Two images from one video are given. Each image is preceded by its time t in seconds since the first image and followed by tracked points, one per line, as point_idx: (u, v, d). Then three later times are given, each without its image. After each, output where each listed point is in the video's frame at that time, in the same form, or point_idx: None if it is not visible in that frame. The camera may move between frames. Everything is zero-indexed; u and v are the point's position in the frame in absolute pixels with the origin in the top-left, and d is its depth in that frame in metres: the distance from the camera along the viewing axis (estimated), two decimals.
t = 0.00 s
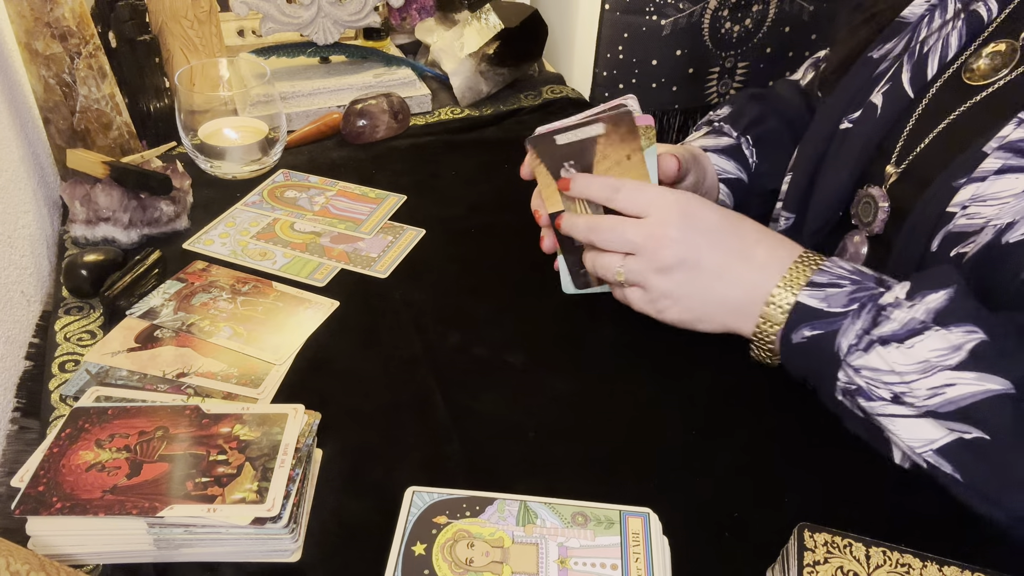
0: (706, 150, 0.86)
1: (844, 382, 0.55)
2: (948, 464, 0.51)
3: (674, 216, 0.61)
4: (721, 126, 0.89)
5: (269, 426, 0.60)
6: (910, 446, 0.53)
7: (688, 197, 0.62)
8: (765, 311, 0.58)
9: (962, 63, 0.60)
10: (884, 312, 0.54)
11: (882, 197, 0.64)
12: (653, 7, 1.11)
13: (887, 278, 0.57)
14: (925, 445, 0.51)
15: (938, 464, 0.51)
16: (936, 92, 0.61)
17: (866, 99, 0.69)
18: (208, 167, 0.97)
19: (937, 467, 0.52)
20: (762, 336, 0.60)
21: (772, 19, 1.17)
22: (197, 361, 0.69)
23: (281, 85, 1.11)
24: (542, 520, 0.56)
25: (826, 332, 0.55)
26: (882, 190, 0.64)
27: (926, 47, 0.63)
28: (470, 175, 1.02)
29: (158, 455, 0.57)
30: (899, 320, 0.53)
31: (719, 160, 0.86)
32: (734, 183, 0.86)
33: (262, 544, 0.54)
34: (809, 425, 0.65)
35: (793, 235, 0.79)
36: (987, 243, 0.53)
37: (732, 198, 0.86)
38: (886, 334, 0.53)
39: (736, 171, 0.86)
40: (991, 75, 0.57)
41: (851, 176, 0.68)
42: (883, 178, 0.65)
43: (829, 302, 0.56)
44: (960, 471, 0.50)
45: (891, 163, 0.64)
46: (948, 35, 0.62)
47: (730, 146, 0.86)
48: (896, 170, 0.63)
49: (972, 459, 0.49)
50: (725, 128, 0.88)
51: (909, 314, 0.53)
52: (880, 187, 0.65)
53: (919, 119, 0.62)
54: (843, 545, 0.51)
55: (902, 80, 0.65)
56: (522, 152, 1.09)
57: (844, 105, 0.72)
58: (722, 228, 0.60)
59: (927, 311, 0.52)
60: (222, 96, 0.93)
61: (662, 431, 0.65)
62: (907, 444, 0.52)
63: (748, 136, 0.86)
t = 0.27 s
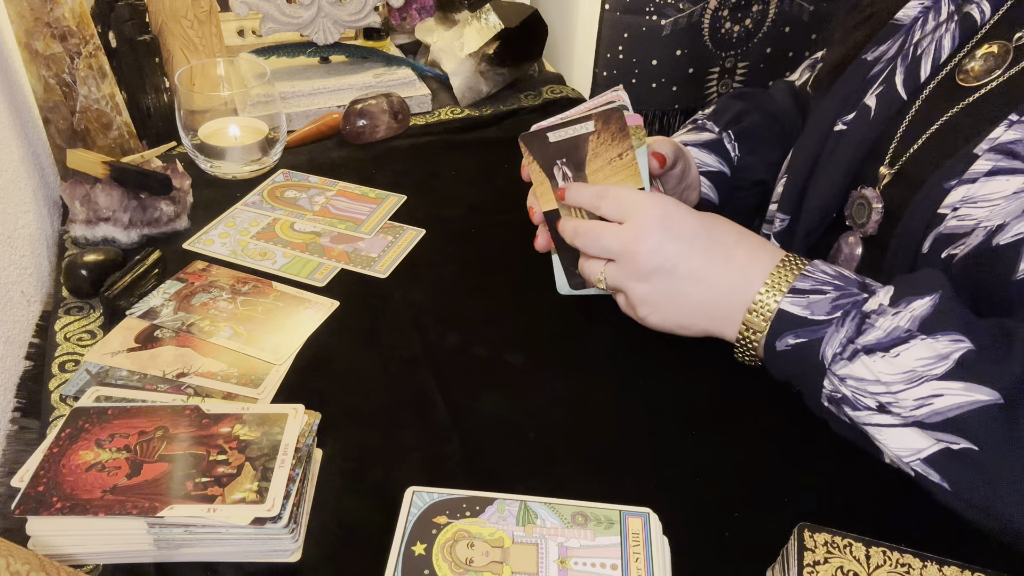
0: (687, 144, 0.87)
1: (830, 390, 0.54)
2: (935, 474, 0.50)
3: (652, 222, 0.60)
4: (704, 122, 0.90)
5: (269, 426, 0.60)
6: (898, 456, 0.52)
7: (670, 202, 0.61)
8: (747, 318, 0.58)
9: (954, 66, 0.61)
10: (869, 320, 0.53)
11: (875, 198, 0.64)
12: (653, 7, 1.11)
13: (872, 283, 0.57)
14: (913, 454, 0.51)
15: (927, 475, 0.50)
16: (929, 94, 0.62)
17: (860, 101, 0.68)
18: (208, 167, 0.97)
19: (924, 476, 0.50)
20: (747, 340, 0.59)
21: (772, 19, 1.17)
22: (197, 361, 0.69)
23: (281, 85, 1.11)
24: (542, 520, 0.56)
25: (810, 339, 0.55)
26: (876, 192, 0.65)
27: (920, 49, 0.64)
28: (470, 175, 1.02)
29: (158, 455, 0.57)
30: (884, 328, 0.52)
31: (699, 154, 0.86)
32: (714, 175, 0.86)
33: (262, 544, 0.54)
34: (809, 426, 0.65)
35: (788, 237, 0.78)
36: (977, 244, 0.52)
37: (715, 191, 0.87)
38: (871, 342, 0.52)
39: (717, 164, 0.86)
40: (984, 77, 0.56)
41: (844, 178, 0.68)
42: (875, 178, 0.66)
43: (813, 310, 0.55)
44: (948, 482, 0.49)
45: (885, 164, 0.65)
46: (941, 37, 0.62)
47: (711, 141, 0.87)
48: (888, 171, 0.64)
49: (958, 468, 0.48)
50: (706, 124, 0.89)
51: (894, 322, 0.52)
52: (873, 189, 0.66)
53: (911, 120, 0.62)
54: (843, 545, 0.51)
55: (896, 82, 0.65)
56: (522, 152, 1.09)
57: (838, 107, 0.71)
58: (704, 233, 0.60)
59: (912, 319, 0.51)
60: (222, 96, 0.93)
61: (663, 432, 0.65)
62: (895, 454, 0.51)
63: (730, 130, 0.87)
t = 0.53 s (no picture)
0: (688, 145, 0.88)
1: (812, 413, 0.52)
2: (927, 494, 0.48)
3: (619, 250, 0.57)
4: (706, 123, 0.89)
5: (269, 426, 0.60)
6: (886, 477, 0.50)
7: (639, 224, 0.58)
8: (723, 343, 0.55)
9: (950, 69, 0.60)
10: (845, 339, 0.51)
11: (873, 201, 0.64)
12: (653, 7, 1.11)
13: (846, 300, 0.55)
14: (902, 475, 0.49)
15: (917, 494, 0.48)
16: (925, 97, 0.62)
17: (856, 104, 0.69)
18: (209, 167, 0.97)
19: (915, 495, 0.49)
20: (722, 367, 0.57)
21: (772, 19, 1.17)
22: (197, 361, 0.69)
23: (281, 85, 1.11)
24: (542, 520, 0.56)
25: (788, 362, 0.53)
26: (873, 195, 0.65)
27: (916, 52, 0.64)
28: (470, 175, 1.02)
29: (158, 455, 0.57)
30: (863, 347, 0.50)
31: (700, 156, 0.87)
32: (715, 178, 0.87)
33: (262, 544, 0.54)
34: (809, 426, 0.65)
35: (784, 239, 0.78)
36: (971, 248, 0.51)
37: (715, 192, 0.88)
38: (851, 362, 0.50)
39: (718, 166, 0.87)
40: (981, 79, 0.56)
41: (840, 181, 0.68)
42: (872, 181, 0.66)
43: (789, 331, 0.53)
44: (941, 500, 0.47)
45: (881, 168, 0.65)
46: (937, 40, 0.62)
47: (713, 143, 0.87)
48: (885, 174, 0.64)
49: (951, 487, 0.46)
50: (709, 125, 0.89)
51: (872, 340, 0.50)
52: (870, 192, 0.65)
53: (909, 123, 0.62)
54: (843, 545, 0.51)
55: (891, 85, 0.64)
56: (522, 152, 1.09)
57: (834, 110, 0.71)
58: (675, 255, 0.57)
59: (889, 337, 0.49)
60: (222, 96, 0.93)
61: (663, 432, 0.65)
62: (884, 475, 0.49)
63: (732, 132, 0.87)
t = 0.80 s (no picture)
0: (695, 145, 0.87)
1: (786, 403, 0.54)
2: (893, 483, 0.50)
3: (604, 251, 0.60)
4: (713, 122, 0.89)
5: (269, 426, 0.60)
6: (855, 466, 0.52)
7: (621, 225, 0.60)
8: (703, 336, 0.57)
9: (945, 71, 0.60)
10: (820, 332, 0.53)
11: (867, 204, 0.63)
12: (653, 7, 1.11)
13: (823, 291, 0.57)
14: (869, 465, 0.51)
15: (884, 483, 0.51)
16: (920, 99, 0.61)
17: (852, 107, 0.68)
18: (208, 167, 0.97)
19: (883, 485, 0.51)
20: (707, 355, 0.58)
21: (772, 19, 1.17)
22: (197, 361, 0.69)
23: (281, 85, 1.11)
24: (542, 520, 0.56)
25: (764, 354, 0.55)
26: (867, 198, 0.64)
27: (910, 55, 0.64)
28: (470, 175, 1.02)
29: (158, 456, 0.57)
30: (835, 340, 0.53)
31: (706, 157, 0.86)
32: (720, 179, 0.86)
33: (262, 544, 0.54)
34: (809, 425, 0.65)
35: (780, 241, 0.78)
36: (963, 251, 0.52)
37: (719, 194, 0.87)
38: (823, 354, 0.53)
39: (723, 167, 0.86)
40: (975, 82, 0.57)
41: (833, 185, 0.68)
42: (866, 184, 0.65)
43: (765, 324, 0.55)
44: (906, 490, 0.50)
45: (875, 170, 0.64)
46: (932, 43, 0.62)
47: (719, 143, 0.87)
48: (880, 176, 0.63)
49: (920, 475, 0.49)
50: (716, 126, 0.89)
51: (844, 334, 0.53)
52: (863, 195, 0.65)
53: (904, 124, 0.62)
54: (843, 545, 0.51)
55: (887, 87, 0.64)
56: (522, 152, 1.09)
57: (829, 113, 0.71)
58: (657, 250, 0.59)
59: (861, 331, 0.52)
60: (222, 96, 0.93)
61: (663, 432, 0.65)
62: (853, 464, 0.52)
63: (737, 133, 0.87)
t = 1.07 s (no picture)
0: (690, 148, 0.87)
1: (752, 419, 0.55)
2: (860, 492, 0.50)
3: (579, 255, 0.62)
4: (708, 123, 0.89)
5: (269, 427, 0.60)
6: (822, 478, 0.52)
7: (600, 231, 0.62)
8: (665, 353, 0.59)
9: (940, 73, 0.60)
10: (776, 347, 0.55)
11: (863, 206, 0.63)
12: (653, 7, 1.11)
13: (779, 308, 0.59)
14: (835, 475, 0.51)
15: (852, 494, 0.51)
16: (915, 101, 0.61)
17: (847, 109, 0.69)
18: (208, 167, 0.97)
19: (851, 495, 0.51)
20: (666, 372, 0.61)
21: (772, 19, 1.17)
22: (197, 361, 0.69)
23: (281, 85, 1.11)
24: (541, 520, 0.56)
25: (726, 370, 0.56)
26: (864, 199, 0.64)
27: (907, 57, 0.64)
28: (470, 175, 1.02)
29: (158, 456, 0.57)
30: (791, 353, 0.54)
31: (702, 160, 0.87)
32: (713, 183, 0.87)
33: (262, 544, 0.54)
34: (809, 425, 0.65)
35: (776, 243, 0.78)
36: (957, 252, 0.51)
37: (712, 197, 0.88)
38: (781, 368, 0.53)
39: (718, 172, 0.87)
40: (971, 83, 0.56)
41: (830, 186, 0.68)
42: (863, 186, 0.65)
43: (724, 341, 0.56)
44: (874, 499, 0.50)
45: (872, 172, 0.64)
46: (928, 45, 0.62)
47: (715, 147, 0.87)
48: (876, 178, 0.63)
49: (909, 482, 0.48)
50: (711, 127, 0.89)
51: (800, 346, 0.54)
52: (861, 196, 0.65)
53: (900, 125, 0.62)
54: (843, 546, 0.51)
55: (882, 90, 0.65)
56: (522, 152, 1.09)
57: (824, 116, 0.71)
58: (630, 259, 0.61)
59: (815, 344, 0.53)
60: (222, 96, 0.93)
61: (662, 432, 0.65)
62: (820, 475, 0.52)
63: (734, 136, 0.87)
